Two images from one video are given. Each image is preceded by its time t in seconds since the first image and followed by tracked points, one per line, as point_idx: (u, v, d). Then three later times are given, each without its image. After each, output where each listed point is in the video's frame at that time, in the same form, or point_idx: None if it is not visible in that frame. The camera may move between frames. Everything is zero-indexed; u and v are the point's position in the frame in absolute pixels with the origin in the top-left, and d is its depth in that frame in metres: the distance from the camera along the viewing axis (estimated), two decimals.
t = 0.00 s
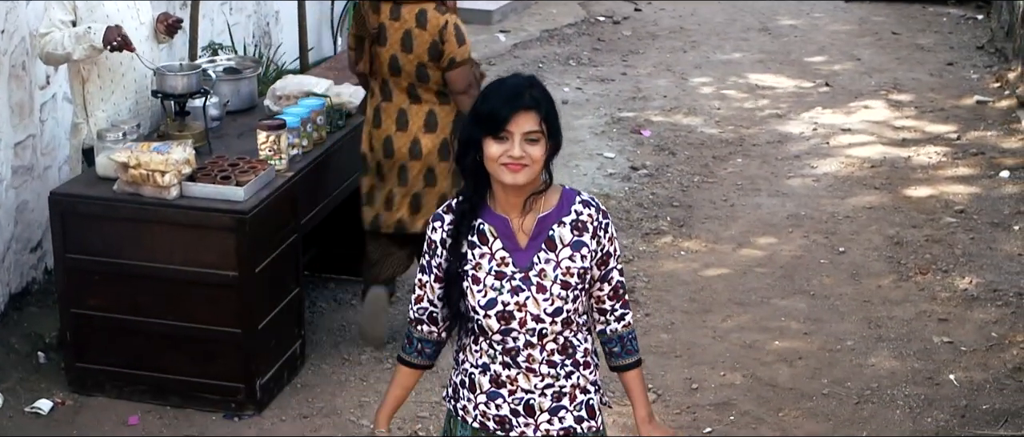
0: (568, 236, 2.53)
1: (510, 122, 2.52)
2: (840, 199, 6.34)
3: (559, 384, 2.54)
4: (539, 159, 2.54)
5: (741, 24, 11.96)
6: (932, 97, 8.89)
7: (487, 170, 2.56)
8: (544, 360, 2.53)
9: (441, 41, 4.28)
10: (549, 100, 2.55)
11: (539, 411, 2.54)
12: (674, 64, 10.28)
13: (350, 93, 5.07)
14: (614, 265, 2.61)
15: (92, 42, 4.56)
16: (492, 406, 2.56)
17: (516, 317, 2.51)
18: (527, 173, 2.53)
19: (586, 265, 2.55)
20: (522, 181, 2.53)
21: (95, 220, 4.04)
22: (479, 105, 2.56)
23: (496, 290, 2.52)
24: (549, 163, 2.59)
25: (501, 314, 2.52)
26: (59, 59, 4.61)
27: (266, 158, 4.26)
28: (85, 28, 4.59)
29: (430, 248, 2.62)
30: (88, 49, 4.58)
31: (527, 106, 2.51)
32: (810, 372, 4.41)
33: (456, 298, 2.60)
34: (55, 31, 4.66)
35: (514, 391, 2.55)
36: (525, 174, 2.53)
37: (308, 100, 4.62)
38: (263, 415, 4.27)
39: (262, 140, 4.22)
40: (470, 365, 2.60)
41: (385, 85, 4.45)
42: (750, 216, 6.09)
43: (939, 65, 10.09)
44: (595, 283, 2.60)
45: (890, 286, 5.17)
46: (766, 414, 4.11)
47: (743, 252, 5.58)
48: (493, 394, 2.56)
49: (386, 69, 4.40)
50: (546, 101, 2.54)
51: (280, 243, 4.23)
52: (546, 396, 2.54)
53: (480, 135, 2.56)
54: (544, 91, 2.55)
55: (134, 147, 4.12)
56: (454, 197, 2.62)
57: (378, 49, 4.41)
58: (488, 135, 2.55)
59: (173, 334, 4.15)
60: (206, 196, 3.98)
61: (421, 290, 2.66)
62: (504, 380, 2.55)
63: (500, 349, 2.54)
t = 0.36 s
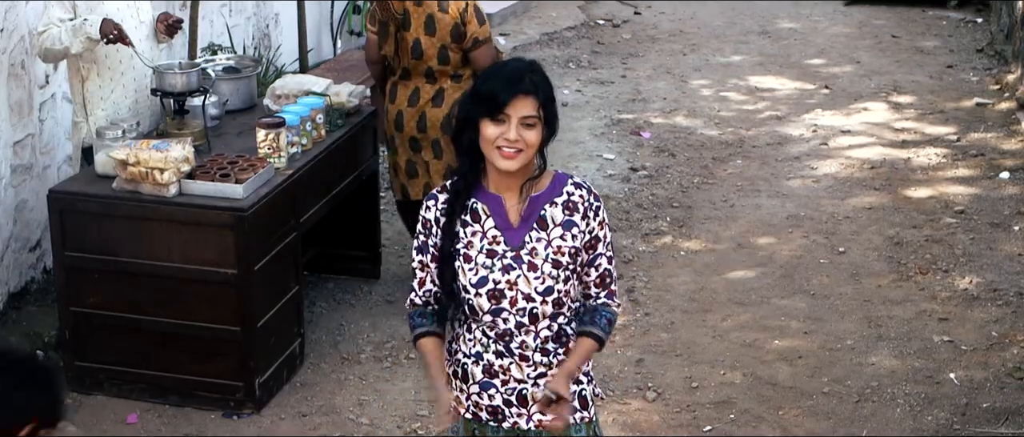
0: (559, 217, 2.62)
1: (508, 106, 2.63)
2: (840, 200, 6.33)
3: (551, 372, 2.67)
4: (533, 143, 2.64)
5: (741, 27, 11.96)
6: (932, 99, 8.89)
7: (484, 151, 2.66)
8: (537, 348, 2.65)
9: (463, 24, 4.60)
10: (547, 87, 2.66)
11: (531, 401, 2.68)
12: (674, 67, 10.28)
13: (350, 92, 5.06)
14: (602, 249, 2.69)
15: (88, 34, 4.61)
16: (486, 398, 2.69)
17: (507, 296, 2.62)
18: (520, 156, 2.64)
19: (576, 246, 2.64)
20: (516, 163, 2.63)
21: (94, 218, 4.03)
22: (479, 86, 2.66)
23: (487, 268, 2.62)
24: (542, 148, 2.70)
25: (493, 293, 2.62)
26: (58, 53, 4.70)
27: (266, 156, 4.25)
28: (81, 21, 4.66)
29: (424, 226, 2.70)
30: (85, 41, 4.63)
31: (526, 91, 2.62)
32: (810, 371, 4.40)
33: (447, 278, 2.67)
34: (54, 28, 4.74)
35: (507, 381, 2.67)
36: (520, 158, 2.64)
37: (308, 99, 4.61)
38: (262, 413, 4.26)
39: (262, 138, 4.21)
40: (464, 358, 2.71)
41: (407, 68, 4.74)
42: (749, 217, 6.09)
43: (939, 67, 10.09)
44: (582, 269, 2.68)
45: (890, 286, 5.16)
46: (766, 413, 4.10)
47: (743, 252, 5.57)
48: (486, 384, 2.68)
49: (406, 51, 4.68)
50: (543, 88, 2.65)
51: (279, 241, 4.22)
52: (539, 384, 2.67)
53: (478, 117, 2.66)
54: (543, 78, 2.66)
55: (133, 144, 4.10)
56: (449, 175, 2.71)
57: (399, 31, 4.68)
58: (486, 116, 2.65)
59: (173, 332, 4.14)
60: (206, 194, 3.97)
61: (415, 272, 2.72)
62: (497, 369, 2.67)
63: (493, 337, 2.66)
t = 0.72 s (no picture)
0: (548, 208, 2.61)
1: (501, 102, 2.60)
2: (840, 211, 6.34)
3: (540, 369, 2.66)
4: (525, 139, 2.62)
5: (740, 40, 11.99)
6: (931, 111, 8.91)
7: (474, 147, 2.64)
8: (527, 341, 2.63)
9: (468, 13, 4.99)
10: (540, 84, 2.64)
11: (521, 398, 2.65)
12: (673, 80, 10.30)
13: (349, 101, 5.07)
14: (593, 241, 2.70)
15: (94, 45, 4.60)
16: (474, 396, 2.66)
17: (497, 286, 2.60)
18: (512, 152, 2.61)
19: (566, 237, 2.63)
20: (507, 159, 2.61)
21: (93, 226, 4.03)
22: (471, 82, 2.63)
23: (477, 258, 2.59)
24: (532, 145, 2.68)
25: (483, 283, 2.60)
26: (62, 64, 4.63)
27: (266, 164, 4.26)
28: (87, 32, 4.61)
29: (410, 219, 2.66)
30: (91, 52, 4.62)
31: (518, 88, 2.60)
32: (810, 380, 4.40)
33: (434, 269, 2.63)
34: (56, 38, 4.68)
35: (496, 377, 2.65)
36: (511, 153, 2.61)
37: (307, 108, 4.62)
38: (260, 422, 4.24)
39: (261, 146, 4.24)
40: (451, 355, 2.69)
41: (417, 52, 5.14)
42: (748, 227, 6.09)
43: (937, 80, 10.12)
44: (577, 256, 2.69)
45: (890, 296, 5.16)
46: (765, 421, 4.10)
47: (743, 262, 5.57)
48: (475, 382, 2.66)
49: (417, 39, 5.09)
50: (536, 85, 2.63)
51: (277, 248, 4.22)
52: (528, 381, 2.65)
53: (470, 113, 2.63)
54: (535, 75, 2.64)
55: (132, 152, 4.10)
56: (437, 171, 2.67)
57: (410, 19, 5.09)
58: (478, 112, 2.62)
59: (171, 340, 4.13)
60: (205, 202, 3.98)
61: (401, 264, 2.69)
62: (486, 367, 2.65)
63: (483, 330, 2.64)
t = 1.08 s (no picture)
0: (539, 209, 2.62)
1: (491, 104, 2.60)
2: (838, 222, 6.34)
3: (532, 363, 2.65)
4: (515, 140, 2.62)
5: (738, 55, 12.01)
6: (930, 124, 8.92)
7: (465, 149, 2.64)
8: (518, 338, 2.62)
9: (502, 15, 5.32)
10: (530, 85, 2.64)
11: (512, 391, 2.65)
12: (671, 93, 10.32)
13: (348, 112, 5.07)
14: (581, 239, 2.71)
15: (95, 58, 4.57)
16: (465, 391, 2.66)
17: (489, 286, 2.60)
18: (503, 153, 2.61)
19: (556, 237, 2.64)
20: (498, 160, 2.61)
21: (93, 235, 4.03)
22: (462, 85, 2.63)
23: (469, 259, 2.59)
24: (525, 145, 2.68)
25: (475, 283, 2.60)
26: (62, 75, 4.60)
27: (265, 173, 4.26)
28: (88, 44, 4.58)
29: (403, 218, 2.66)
30: (92, 64, 4.58)
31: (508, 89, 2.60)
32: (809, 389, 4.39)
33: (426, 268, 2.63)
34: (57, 48, 4.63)
35: (488, 372, 2.65)
36: (502, 154, 2.61)
37: (306, 118, 4.61)
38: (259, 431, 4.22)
39: (259, 156, 4.22)
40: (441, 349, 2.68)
41: (451, 48, 5.46)
42: (747, 238, 6.09)
43: (935, 93, 10.13)
44: (566, 254, 2.71)
45: (889, 306, 5.15)
46: (765, 431, 4.09)
47: (742, 273, 5.57)
48: (467, 376, 2.66)
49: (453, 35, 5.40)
50: (525, 85, 2.62)
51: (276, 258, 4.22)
52: (519, 375, 2.65)
53: (461, 114, 2.63)
54: (525, 76, 2.64)
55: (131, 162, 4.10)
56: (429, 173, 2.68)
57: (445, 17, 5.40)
58: (469, 114, 2.63)
59: (170, 349, 4.12)
60: (205, 212, 3.97)
61: (392, 262, 2.70)
62: (478, 362, 2.65)
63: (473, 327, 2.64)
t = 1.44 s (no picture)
0: (541, 211, 2.70)
1: (492, 109, 2.69)
2: (839, 238, 6.34)
3: (536, 363, 2.73)
4: (517, 142, 2.72)
5: (738, 73, 12.03)
6: (930, 141, 8.93)
7: (468, 155, 2.72)
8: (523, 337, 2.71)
9: (520, 14, 5.66)
10: (525, 88, 2.74)
11: (518, 392, 2.71)
12: (672, 111, 10.33)
13: (349, 126, 5.07)
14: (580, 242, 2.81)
15: (91, 70, 4.57)
16: (471, 393, 2.71)
17: (494, 286, 2.68)
18: (506, 156, 2.71)
19: (558, 238, 2.73)
20: (501, 164, 2.70)
21: (93, 248, 4.03)
22: (458, 92, 2.71)
23: (474, 260, 2.67)
24: (523, 147, 2.78)
25: (481, 284, 2.68)
26: (60, 87, 4.60)
27: (265, 186, 4.26)
28: (85, 56, 4.59)
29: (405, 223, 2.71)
30: (88, 76, 4.58)
31: (506, 94, 2.70)
32: (810, 403, 4.38)
33: (430, 272, 2.70)
34: (56, 61, 4.64)
35: (494, 372, 2.71)
36: (505, 157, 2.71)
37: (307, 132, 4.62)
38: None
39: (260, 169, 4.22)
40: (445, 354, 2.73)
41: (470, 49, 5.77)
42: (748, 254, 6.09)
43: (936, 110, 10.15)
44: (565, 258, 2.79)
45: (890, 321, 5.14)
46: None
47: (743, 288, 5.56)
48: (472, 379, 2.72)
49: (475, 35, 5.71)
50: (521, 89, 2.73)
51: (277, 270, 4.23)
52: (524, 376, 2.72)
53: (462, 121, 2.72)
54: (520, 79, 2.74)
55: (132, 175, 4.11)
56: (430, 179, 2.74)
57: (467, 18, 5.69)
58: (470, 121, 2.71)
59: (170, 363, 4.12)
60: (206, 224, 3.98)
61: (396, 268, 2.75)
62: (484, 363, 2.71)
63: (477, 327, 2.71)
